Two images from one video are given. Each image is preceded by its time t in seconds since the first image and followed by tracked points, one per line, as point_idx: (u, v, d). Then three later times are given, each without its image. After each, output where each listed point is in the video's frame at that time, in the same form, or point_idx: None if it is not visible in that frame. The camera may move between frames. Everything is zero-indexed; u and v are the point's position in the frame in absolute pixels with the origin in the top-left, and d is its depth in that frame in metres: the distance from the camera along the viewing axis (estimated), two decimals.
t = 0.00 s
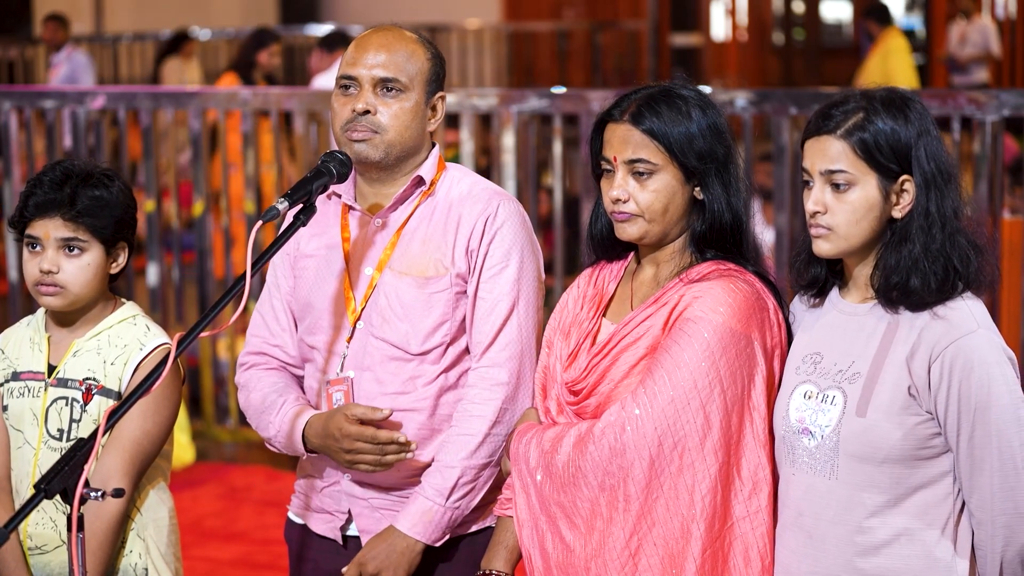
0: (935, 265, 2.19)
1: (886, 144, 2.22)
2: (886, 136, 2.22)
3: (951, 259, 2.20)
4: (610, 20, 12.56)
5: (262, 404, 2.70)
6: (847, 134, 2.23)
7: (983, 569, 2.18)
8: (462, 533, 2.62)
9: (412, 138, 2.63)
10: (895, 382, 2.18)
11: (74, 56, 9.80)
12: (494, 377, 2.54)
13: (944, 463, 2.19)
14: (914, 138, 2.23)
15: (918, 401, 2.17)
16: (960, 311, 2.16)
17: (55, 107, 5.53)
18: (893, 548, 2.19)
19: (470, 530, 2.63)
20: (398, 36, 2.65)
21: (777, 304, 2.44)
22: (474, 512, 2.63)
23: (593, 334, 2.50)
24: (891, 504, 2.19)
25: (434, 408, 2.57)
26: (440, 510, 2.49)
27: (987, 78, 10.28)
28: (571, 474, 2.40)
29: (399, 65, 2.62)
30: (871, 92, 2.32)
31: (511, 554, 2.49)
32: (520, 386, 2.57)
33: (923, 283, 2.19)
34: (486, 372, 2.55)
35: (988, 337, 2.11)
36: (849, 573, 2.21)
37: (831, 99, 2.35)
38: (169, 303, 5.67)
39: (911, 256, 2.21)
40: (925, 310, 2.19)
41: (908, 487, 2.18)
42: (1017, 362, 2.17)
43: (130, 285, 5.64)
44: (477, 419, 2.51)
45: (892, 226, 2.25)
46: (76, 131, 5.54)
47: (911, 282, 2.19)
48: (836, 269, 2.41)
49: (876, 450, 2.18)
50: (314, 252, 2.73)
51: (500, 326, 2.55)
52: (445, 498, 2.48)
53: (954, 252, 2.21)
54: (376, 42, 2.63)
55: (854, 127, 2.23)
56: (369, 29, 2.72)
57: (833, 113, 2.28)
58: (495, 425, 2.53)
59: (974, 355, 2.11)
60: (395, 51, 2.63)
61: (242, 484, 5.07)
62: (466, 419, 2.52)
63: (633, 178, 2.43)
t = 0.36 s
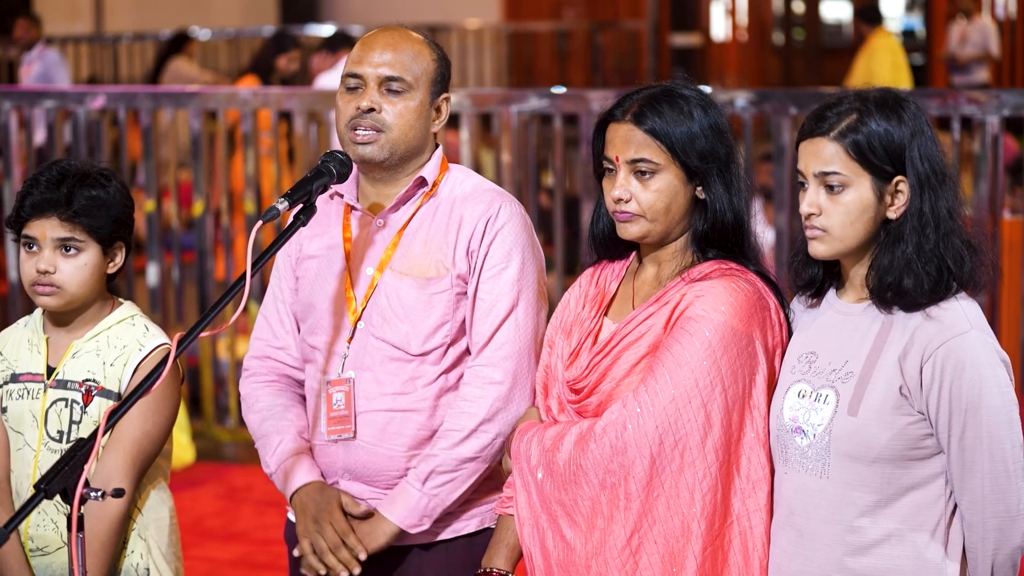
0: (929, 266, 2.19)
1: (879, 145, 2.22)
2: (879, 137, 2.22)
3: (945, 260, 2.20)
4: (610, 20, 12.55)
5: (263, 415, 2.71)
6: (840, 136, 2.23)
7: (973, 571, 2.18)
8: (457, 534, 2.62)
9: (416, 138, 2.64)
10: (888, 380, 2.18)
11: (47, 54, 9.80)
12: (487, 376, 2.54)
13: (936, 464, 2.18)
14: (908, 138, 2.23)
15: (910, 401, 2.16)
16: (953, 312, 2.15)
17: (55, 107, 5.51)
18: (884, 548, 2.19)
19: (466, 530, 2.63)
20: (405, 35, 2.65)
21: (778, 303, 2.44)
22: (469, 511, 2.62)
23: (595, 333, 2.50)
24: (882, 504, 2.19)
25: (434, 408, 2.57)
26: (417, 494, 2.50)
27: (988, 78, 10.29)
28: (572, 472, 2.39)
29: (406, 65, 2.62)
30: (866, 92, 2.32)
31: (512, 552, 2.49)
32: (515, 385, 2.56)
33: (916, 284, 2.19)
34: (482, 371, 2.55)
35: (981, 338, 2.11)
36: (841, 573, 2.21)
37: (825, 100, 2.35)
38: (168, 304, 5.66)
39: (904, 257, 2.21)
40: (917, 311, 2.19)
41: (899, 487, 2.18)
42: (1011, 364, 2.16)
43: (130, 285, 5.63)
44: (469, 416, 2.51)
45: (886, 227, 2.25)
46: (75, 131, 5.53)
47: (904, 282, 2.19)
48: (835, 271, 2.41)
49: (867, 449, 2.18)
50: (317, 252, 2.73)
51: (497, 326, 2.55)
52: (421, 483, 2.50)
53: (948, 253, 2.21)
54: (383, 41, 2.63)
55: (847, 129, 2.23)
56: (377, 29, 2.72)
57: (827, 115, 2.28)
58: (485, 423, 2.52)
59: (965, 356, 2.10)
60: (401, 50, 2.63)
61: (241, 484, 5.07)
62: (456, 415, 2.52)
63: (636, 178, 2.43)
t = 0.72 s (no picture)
0: (936, 265, 2.19)
1: (888, 144, 2.22)
2: (888, 136, 2.22)
3: (952, 259, 2.20)
4: (610, 20, 12.56)
5: (262, 419, 2.72)
6: (849, 134, 2.23)
7: (980, 570, 2.18)
8: (456, 535, 2.62)
9: (423, 142, 2.63)
10: (894, 380, 2.18)
11: (23, 57, 9.96)
12: (488, 380, 2.54)
13: (943, 463, 2.18)
14: (916, 138, 2.23)
15: (916, 401, 2.16)
16: (959, 311, 2.15)
17: (55, 107, 5.51)
18: (890, 548, 2.19)
19: (464, 531, 2.63)
20: (424, 39, 2.65)
21: (778, 302, 2.45)
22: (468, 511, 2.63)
23: (595, 332, 2.50)
24: (889, 504, 2.19)
25: (431, 408, 2.57)
26: (424, 505, 2.50)
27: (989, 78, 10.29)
28: (571, 471, 2.39)
29: (423, 69, 2.62)
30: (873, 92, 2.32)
31: (511, 551, 2.49)
32: (515, 389, 2.57)
33: (923, 283, 2.19)
34: (481, 374, 2.55)
35: (988, 337, 2.11)
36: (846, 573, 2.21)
37: (833, 99, 2.35)
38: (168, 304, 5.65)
39: (912, 256, 2.21)
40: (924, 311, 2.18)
41: (905, 487, 2.18)
42: (1016, 362, 2.16)
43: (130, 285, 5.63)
44: (468, 420, 2.52)
45: (893, 226, 2.25)
46: (76, 132, 5.53)
47: (911, 281, 2.19)
48: (840, 270, 2.40)
49: (874, 449, 2.18)
50: (319, 251, 2.73)
51: (497, 329, 2.55)
52: (429, 494, 2.50)
53: (955, 253, 2.21)
54: (403, 42, 2.63)
55: (856, 127, 2.23)
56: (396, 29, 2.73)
57: (835, 113, 2.28)
58: (486, 427, 2.53)
59: (972, 355, 2.10)
60: (420, 53, 2.62)
61: (241, 484, 5.07)
62: (455, 419, 2.52)
63: (636, 178, 2.43)
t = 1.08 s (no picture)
0: (943, 266, 2.19)
1: (897, 143, 2.22)
2: (897, 135, 2.22)
3: (958, 260, 2.20)
4: (610, 20, 12.55)
5: (264, 422, 2.73)
6: (859, 132, 2.23)
7: (990, 568, 2.18)
8: (456, 534, 2.62)
9: (428, 142, 2.63)
10: (901, 383, 2.18)
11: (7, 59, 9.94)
12: (492, 380, 2.54)
13: (950, 463, 2.19)
14: (925, 139, 2.23)
15: (924, 402, 2.16)
16: (965, 311, 2.16)
17: (55, 107, 5.51)
18: (900, 548, 2.19)
19: (465, 530, 2.63)
20: (433, 40, 2.65)
21: (779, 301, 2.45)
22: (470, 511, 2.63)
23: (596, 333, 2.50)
24: (900, 505, 2.19)
25: (432, 408, 2.57)
26: (424, 503, 2.50)
27: (988, 78, 10.28)
28: (574, 472, 2.40)
29: (429, 69, 2.61)
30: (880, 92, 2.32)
31: (514, 552, 2.49)
32: (517, 388, 2.57)
33: (930, 283, 2.19)
34: (484, 374, 2.54)
35: (994, 338, 2.12)
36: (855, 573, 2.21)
37: (841, 98, 2.34)
38: (168, 304, 5.65)
39: (919, 256, 2.21)
40: (929, 312, 2.19)
41: (915, 487, 2.18)
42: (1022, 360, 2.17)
43: (130, 285, 5.63)
44: (470, 420, 2.52)
45: (900, 227, 2.25)
46: (76, 131, 5.53)
47: (917, 282, 2.19)
48: (841, 268, 2.40)
49: (883, 452, 2.18)
50: (320, 251, 2.73)
51: (500, 329, 2.55)
52: (429, 493, 2.50)
53: (962, 254, 2.21)
54: (411, 43, 2.63)
55: (865, 126, 2.23)
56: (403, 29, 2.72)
57: (844, 111, 2.28)
58: (488, 427, 2.53)
59: (980, 356, 2.11)
60: (429, 55, 2.62)
61: (242, 484, 5.06)
62: (458, 418, 2.52)
63: (635, 178, 2.43)
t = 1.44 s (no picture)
0: (945, 266, 2.19)
1: (897, 144, 2.22)
2: (897, 135, 2.22)
3: (959, 260, 2.20)
4: (610, 20, 12.54)
5: (266, 421, 2.73)
6: (859, 134, 2.23)
7: (992, 568, 2.18)
8: (459, 534, 2.62)
9: (429, 142, 2.63)
10: (903, 383, 2.18)
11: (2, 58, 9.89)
12: (496, 380, 2.54)
13: (952, 462, 2.19)
14: (925, 139, 2.23)
15: (926, 402, 2.16)
16: (967, 311, 2.16)
17: (55, 107, 5.51)
18: (901, 547, 2.19)
19: (468, 530, 2.63)
20: (434, 39, 2.65)
21: (779, 301, 2.45)
22: (472, 511, 2.63)
23: (596, 333, 2.50)
24: (902, 504, 2.19)
25: (435, 408, 2.57)
26: (440, 511, 2.50)
27: (989, 78, 10.28)
28: (574, 472, 2.40)
29: (430, 68, 2.61)
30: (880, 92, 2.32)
31: (515, 552, 2.49)
32: (520, 388, 2.57)
33: (931, 284, 2.19)
34: (488, 374, 2.54)
35: (995, 338, 2.12)
36: (856, 573, 2.21)
37: (841, 99, 2.34)
38: (168, 304, 5.64)
39: (920, 256, 2.21)
40: (930, 313, 2.19)
41: (917, 487, 2.18)
42: (1023, 360, 2.17)
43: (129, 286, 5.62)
44: (479, 422, 2.52)
45: (901, 227, 2.25)
46: (75, 132, 5.52)
47: (918, 283, 2.19)
48: (842, 269, 2.40)
49: (885, 452, 2.18)
50: (322, 251, 2.73)
51: (502, 329, 2.55)
52: (445, 500, 2.50)
53: (963, 254, 2.21)
54: (412, 42, 2.63)
55: (865, 127, 2.23)
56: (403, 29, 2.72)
57: (844, 112, 2.28)
58: (496, 430, 2.54)
59: (981, 356, 2.11)
60: (429, 53, 2.62)
61: (242, 484, 5.06)
62: (462, 418, 2.52)
63: (635, 177, 2.43)
